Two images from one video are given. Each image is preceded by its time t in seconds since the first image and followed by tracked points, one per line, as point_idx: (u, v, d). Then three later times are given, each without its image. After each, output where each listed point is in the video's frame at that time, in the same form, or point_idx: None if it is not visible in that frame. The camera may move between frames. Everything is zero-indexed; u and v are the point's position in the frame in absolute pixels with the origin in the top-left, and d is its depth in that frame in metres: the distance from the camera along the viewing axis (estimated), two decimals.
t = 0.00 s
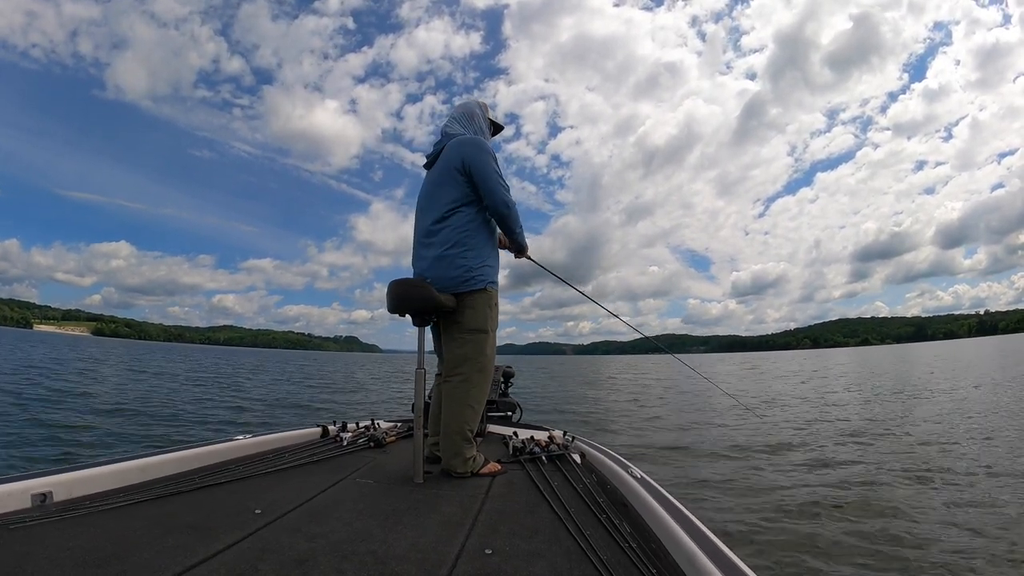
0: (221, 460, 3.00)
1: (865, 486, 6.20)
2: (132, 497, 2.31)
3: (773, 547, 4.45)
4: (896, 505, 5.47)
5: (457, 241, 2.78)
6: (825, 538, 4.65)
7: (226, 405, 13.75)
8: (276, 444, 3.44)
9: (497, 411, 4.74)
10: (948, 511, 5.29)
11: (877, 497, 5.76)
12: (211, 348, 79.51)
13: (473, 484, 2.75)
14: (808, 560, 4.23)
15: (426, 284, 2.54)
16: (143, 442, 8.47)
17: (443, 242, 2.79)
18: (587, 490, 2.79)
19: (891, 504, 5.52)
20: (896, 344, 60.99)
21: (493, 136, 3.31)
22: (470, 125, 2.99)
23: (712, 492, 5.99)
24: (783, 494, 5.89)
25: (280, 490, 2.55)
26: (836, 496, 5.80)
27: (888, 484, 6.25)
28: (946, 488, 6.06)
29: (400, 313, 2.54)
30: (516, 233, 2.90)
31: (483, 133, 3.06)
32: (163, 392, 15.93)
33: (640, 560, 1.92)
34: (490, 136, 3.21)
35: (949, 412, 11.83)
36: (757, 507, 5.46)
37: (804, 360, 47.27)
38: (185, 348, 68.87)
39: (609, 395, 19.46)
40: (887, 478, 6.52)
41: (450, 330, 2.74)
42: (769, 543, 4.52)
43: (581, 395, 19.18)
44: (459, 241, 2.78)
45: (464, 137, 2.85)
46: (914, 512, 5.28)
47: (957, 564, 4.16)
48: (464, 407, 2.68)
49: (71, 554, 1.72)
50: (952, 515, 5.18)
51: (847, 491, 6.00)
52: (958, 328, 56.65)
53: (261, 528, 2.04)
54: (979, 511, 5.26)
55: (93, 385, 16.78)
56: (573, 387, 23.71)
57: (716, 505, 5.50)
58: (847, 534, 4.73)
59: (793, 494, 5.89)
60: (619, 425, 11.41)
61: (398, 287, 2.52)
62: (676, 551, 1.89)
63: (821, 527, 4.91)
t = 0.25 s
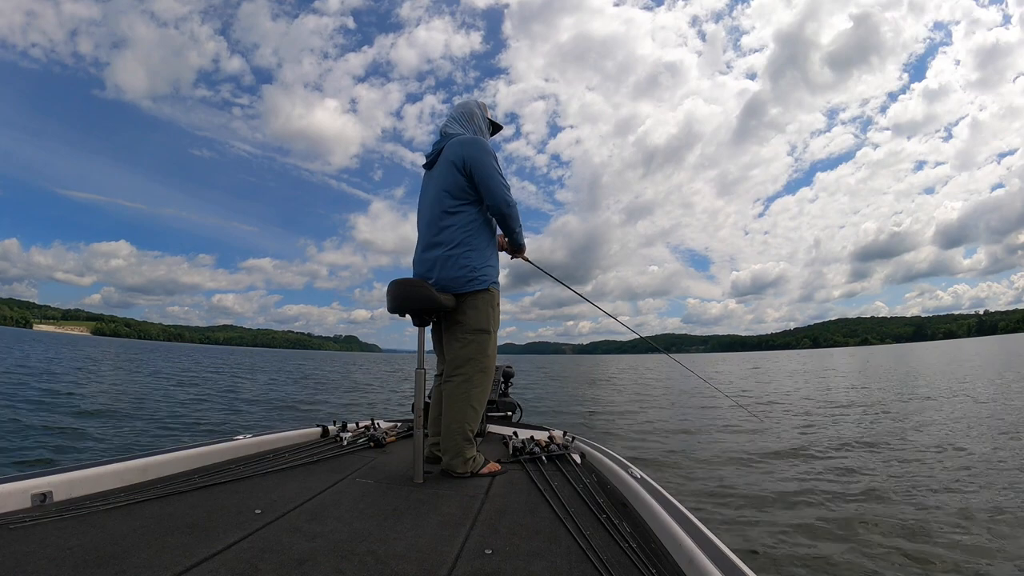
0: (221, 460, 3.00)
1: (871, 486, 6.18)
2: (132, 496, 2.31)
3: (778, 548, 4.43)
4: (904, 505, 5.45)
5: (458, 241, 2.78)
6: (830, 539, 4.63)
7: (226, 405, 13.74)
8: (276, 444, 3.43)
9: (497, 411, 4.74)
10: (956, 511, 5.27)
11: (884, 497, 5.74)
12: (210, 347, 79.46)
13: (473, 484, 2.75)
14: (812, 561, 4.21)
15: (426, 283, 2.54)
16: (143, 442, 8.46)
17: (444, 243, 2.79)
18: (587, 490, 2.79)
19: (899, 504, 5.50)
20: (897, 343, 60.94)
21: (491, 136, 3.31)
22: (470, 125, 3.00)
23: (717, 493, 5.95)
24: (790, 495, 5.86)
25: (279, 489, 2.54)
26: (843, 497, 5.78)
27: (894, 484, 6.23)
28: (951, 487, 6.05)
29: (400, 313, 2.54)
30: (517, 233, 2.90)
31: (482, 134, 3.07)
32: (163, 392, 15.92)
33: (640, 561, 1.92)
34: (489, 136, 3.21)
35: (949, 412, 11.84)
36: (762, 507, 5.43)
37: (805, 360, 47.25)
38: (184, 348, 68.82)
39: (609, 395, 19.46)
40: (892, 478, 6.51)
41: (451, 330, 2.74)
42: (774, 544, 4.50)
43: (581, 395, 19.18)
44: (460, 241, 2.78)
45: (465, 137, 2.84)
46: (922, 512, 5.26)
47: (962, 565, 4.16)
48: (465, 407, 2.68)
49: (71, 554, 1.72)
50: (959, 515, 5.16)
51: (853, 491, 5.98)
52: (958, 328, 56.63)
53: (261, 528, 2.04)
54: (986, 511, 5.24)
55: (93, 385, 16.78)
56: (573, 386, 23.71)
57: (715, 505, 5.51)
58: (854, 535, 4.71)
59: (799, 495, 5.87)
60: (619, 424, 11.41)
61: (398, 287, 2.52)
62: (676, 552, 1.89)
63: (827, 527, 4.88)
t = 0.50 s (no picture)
0: (220, 460, 2.99)
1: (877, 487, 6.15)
2: (131, 496, 2.31)
3: (785, 550, 4.39)
4: (911, 506, 5.44)
5: (458, 240, 2.78)
6: (837, 541, 4.60)
7: (226, 405, 13.75)
8: (276, 444, 3.43)
9: (497, 411, 4.75)
10: (964, 512, 5.26)
11: (892, 498, 5.71)
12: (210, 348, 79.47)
13: (473, 484, 2.75)
14: (820, 563, 4.18)
15: (425, 284, 2.54)
16: (143, 442, 8.47)
17: (444, 242, 2.79)
18: (587, 490, 2.79)
19: (907, 505, 5.47)
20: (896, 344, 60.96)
21: (491, 136, 3.31)
22: (469, 125, 3.00)
23: (722, 494, 5.90)
24: (798, 496, 5.82)
25: (279, 489, 2.54)
26: (851, 498, 5.74)
27: (896, 484, 6.24)
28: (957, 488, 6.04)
29: (399, 313, 2.55)
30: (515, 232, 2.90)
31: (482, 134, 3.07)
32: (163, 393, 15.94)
33: (640, 561, 1.92)
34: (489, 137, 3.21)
35: (948, 412, 11.86)
36: (769, 509, 5.38)
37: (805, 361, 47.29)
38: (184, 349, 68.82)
39: (608, 395, 19.48)
40: (894, 478, 6.51)
41: (450, 331, 2.75)
42: (780, 546, 4.47)
43: (581, 395, 19.19)
44: (459, 240, 2.78)
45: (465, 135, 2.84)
46: (921, 512, 5.28)
47: (965, 565, 4.15)
48: (464, 407, 2.68)
49: (71, 554, 1.72)
50: (969, 517, 5.13)
51: (856, 491, 5.97)
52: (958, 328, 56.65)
53: (261, 528, 2.04)
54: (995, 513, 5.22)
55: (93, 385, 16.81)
56: (573, 387, 23.73)
57: (715, 505, 5.52)
58: (853, 534, 4.73)
59: (807, 496, 5.82)
60: (618, 425, 11.43)
61: (397, 288, 2.52)
62: (676, 552, 1.89)
63: (835, 530, 4.84)
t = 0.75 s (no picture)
0: (220, 460, 2.99)
1: (883, 488, 6.12)
2: (130, 496, 2.31)
3: (791, 552, 4.36)
4: (919, 508, 5.41)
5: (457, 240, 2.78)
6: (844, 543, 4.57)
7: (226, 406, 13.76)
8: (276, 444, 3.43)
9: (497, 411, 4.74)
10: (963, 512, 5.28)
11: (895, 498, 5.70)
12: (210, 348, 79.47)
13: (472, 484, 2.74)
14: (820, 563, 4.19)
15: (425, 283, 2.54)
16: (143, 442, 8.47)
17: (443, 242, 2.79)
18: (587, 490, 2.78)
19: (907, 505, 5.49)
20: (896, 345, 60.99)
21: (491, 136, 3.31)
22: (470, 125, 3.00)
23: (725, 496, 5.86)
24: (804, 498, 5.78)
25: (279, 489, 2.54)
26: (858, 500, 5.70)
27: (895, 484, 6.26)
28: (965, 489, 6.01)
29: (399, 313, 2.55)
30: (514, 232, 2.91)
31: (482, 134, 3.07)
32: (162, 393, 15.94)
33: (639, 561, 1.91)
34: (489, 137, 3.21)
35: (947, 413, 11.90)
36: (774, 511, 5.34)
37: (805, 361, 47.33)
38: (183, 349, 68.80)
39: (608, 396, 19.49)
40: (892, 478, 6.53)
41: (450, 331, 2.75)
42: (785, 548, 4.44)
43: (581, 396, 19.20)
44: (458, 241, 2.78)
45: (465, 135, 2.84)
46: (920, 512, 5.30)
47: (965, 565, 4.17)
48: (464, 408, 2.67)
49: (71, 554, 1.72)
50: (979, 518, 5.09)
51: (855, 491, 5.99)
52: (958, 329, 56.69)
53: (260, 528, 2.03)
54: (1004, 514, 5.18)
55: (92, 385, 16.81)
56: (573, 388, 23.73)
57: (715, 505, 5.53)
58: (852, 534, 4.75)
59: (813, 498, 5.77)
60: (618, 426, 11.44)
61: (397, 288, 2.52)
62: (676, 552, 1.89)
63: (836, 530, 4.85)
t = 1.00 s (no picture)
0: (219, 459, 2.99)
1: (887, 489, 6.11)
2: (129, 495, 2.30)
3: (798, 553, 4.34)
4: (923, 508, 5.40)
5: (457, 240, 2.78)
6: (850, 544, 4.56)
7: (226, 406, 13.77)
8: (276, 444, 3.43)
9: (497, 411, 4.74)
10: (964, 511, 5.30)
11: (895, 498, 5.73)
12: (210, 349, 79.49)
13: (472, 485, 2.74)
14: (821, 562, 4.20)
15: (425, 283, 2.54)
16: (142, 441, 8.46)
17: (443, 242, 2.78)
18: (586, 491, 2.78)
19: (905, 505, 5.53)
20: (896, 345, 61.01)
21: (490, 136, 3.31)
22: (470, 125, 3.01)
23: (730, 498, 5.83)
24: (810, 500, 5.74)
25: (278, 489, 2.53)
26: (865, 501, 5.67)
27: (894, 484, 6.29)
28: (970, 490, 6.00)
29: (399, 313, 2.54)
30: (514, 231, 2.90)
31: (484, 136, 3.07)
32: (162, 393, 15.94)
33: (639, 561, 1.92)
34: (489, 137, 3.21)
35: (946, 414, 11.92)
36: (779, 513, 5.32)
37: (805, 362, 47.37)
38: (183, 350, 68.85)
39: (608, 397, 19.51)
40: (890, 478, 6.57)
41: (449, 330, 2.74)
42: (789, 548, 4.44)
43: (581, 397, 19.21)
44: (458, 241, 2.78)
45: (465, 134, 2.84)
46: (921, 512, 5.32)
47: (966, 564, 4.18)
48: (464, 408, 2.67)
49: (69, 553, 1.71)
50: (986, 519, 5.08)
51: (854, 491, 6.02)
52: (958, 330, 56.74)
53: (260, 527, 2.03)
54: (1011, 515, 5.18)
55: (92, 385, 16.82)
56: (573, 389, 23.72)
57: (714, 505, 5.55)
58: (851, 533, 4.77)
59: (820, 499, 5.75)
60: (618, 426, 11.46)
61: (396, 287, 2.52)
62: (675, 553, 1.89)
63: (836, 529, 4.88)
